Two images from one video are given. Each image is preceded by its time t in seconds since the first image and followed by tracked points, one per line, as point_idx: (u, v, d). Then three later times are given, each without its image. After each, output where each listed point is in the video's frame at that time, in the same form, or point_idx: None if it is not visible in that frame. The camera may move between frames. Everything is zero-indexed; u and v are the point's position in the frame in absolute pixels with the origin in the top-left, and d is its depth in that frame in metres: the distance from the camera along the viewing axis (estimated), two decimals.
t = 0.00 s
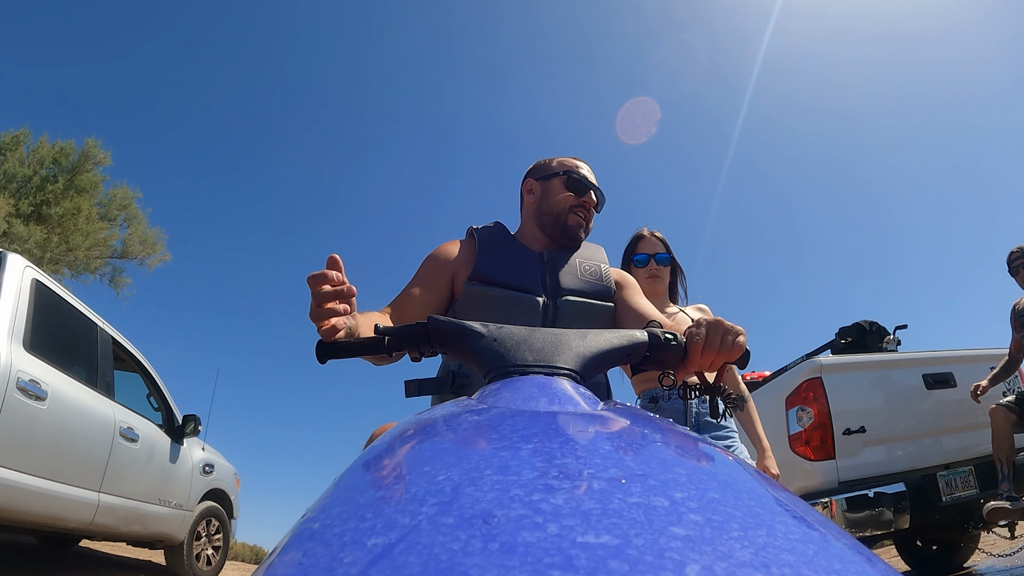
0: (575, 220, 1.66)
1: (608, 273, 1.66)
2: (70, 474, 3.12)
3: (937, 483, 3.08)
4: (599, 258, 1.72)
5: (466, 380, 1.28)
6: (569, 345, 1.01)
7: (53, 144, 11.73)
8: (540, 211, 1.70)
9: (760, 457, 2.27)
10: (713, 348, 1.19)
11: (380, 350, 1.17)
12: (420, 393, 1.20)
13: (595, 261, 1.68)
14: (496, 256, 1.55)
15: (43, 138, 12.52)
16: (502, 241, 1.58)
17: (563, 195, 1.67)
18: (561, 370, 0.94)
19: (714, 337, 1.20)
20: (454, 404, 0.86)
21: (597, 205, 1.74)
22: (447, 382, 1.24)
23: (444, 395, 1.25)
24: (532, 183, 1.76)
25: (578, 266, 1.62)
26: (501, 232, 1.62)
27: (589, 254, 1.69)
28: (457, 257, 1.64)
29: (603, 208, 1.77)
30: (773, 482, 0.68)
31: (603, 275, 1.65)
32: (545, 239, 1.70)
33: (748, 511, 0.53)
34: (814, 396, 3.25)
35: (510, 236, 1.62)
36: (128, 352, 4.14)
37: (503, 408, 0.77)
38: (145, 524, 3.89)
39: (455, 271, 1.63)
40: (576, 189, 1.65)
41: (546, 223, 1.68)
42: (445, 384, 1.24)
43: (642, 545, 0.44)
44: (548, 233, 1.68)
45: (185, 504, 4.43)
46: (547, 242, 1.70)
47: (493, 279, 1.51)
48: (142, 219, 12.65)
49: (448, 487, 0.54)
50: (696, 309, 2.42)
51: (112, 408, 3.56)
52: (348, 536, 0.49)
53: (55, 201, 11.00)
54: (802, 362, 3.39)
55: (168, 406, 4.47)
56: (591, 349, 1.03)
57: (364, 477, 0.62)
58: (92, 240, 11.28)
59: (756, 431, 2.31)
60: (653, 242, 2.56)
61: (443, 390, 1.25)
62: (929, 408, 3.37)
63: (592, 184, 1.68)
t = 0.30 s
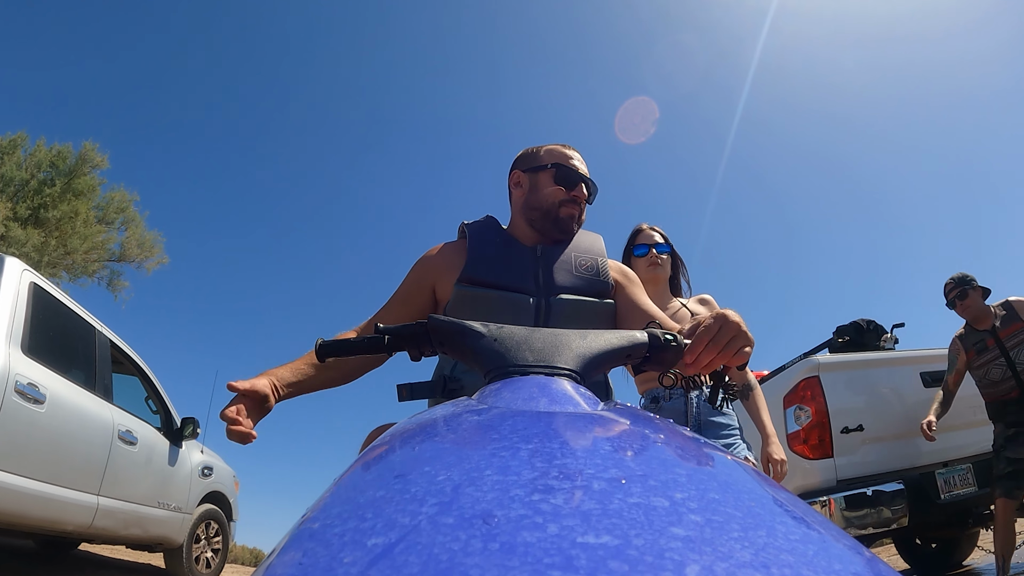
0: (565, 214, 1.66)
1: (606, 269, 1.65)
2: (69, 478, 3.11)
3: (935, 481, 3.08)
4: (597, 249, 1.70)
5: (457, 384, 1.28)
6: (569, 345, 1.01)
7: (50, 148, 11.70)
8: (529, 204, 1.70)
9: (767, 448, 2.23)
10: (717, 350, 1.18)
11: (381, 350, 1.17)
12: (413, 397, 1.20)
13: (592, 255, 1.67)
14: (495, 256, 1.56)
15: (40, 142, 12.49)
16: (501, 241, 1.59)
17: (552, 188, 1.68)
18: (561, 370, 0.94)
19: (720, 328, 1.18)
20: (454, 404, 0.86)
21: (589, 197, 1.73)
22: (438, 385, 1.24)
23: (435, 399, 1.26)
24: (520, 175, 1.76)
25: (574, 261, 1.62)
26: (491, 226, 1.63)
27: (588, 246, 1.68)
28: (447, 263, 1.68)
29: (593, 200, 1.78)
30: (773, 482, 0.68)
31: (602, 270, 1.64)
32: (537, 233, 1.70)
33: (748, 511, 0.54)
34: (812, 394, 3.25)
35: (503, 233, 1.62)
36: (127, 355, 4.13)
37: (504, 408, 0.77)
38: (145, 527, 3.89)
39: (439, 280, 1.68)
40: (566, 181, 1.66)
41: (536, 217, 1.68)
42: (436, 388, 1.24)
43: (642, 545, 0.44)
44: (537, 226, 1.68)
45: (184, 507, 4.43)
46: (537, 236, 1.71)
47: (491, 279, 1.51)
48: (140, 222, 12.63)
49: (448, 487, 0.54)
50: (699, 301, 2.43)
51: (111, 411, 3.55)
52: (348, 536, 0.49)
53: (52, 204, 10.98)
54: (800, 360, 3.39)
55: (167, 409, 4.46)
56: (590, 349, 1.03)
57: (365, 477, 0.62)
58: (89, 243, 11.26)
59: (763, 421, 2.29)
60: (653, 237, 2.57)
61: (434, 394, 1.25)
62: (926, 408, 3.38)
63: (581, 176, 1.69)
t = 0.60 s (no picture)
0: (564, 216, 1.66)
1: (605, 268, 1.64)
2: (70, 476, 3.12)
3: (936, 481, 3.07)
4: (597, 248, 1.69)
5: (455, 387, 1.29)
6: (568, 345, 1.01)
7: (52, 146, 11.71)
8: (527, 204, 1.70)
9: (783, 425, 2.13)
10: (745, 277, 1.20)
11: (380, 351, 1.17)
12: (412, 400, 1.19)
13: (591, 255, 1.66)
14: (494, 257, 1.56)
15: (41, 140, 12.51)
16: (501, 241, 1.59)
17: (551, 190, 1.67)
18: (561, 370, 0.94)
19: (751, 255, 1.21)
20: (453, 404, 0.86)
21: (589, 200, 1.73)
22: (437, 388, 1.23)
23: (433, 401, 1.24)
24: (519, 175, 1.75)
25: (573, 262, 1.62)
26: (488, 225, 1.63)
27: (588, 246, 1.68)
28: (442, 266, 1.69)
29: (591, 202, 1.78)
30: (773, 481, 0.68)
31: (602, 270, 1.64)
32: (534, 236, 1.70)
33: (748, 510, 0.53)
34: (813, 396, 3.21)
35: (501, 232, 1.62)
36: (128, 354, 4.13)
37: (503, 408, 0.77)
38: (146, 525, 3.89)
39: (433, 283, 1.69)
40: (565, 184, 1.65)
41: (535, 220, 1.68)
42: (434, 391, 1.23)
43: (642, 545, 0.44)
44: (535, 227, 1.68)
45: (184, 505, 4.42)
46: (533, 237, 1.70)
47: (490, 280, 1.52)
48: (141, 220, 12.64)
49: (448, 487, 0.54)
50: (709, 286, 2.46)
51: (111, 409, 3.56)
52: (348, 537, 0.49)
53: (54, 203, 10.99)
54: (801, 361, 3.39)
55: (167, 408, 4.46)
56: (590, 348, 1.03)
57: (365, 477, 0.62)
58: (90, 242, 11.27)
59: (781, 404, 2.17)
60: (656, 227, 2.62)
61: (433, 396, 1.24)
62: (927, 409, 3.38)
63: (581, 179, 1.69)
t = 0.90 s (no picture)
0: (569, 219, 1.67)
1: (601, 271, 1.65)
2: (70, 474, 3.12)
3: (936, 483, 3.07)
4: (593, 251, 1.70)
5: (452, 389, 1.32)
6: (569, 345, 1.01)
7: (53, 144, 11.72)
8: (532, 205, 1.69)
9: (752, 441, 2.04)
10: (705, 347, 1.19)
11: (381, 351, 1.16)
12: (409, 401, 1.19)
13: (587, 258, 1.66)
14: (495, 257, 1.56)
15: (42, 138, 12.53)
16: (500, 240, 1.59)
17: (558, 192, 1.67)
18: (561, 370, 0.94)
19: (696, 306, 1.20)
20: (452, 404, 0.86)
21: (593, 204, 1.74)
22: (432, 390, 1.23)
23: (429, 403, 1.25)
24: (524, 175, 1.73)
25: (569, 264, 1.62)
26: (485, 226, 1.64)
27: (585, 249, 1.69)
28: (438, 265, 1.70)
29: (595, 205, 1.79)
30: (772, 481, 0.68)
31: (598, 272, 1.64)
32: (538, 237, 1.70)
33: (748, 510, 0.53)
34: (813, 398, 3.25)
35: (496, 234, 1.62)
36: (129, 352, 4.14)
37: (503, 408, 0.77)
38: (146, 524, 3.90)
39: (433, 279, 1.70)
40: (572, 187, 1.65)
41: (539, 220, 1.68)
42: (429, 393, 1.23)
43: (642, 545, 0.44)
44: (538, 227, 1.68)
45: (185, 504, 4.42)
46: (536, 237, 1.71)
47: (489, 280, 1.52)
48: (142, 219, 12.66)
49: (448, 487, 0.54)
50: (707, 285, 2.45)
51: (112, 408, 3.56)
52: (347, 537, 0.49)
53: (55, 201, 11.00)
54: (802, 362, 3.39)
55: (167, 407, 4.46)
56: (590, 349, 1.03)
57: (365, 477, 0.62)
58: (91, 240, 11.28)
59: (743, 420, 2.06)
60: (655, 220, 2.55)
61: (429, 397, 1.23)
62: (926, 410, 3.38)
63: (588, 183, 1.68)
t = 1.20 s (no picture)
0: (562, 212, 1.67)
1: (605, 269, 1.65)
2: (70, 473, 3.12)
3: (936, 485, 3.08)
4: (597, 248, 1.70)
5: (452, 393, 1.32)
6: (569, 345, 1.01)
7: (54, 143, 11.73)
8: (524, 200, 1.69)
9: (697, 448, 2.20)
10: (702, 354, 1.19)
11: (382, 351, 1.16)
12: (407, 404, 1.19)
13: (590, 255, 1.66)
14: (496, 256, 1.56)
15: (43, 137, 12.54)
16: (499, 239, 1.60)
17: (549, 185, 1.67)
18: (561, 370, 0.94)
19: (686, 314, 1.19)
20: (452, 404, 0.86)
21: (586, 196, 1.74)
22: (432, 394, 1.23)
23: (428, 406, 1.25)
24: (513, 172, 1.75)
25: (573, 262, 1.62)
26: (483, 221, 1.64)
27: (587, 245, 1.68)
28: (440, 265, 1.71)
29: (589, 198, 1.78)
30: (772, 481, 0.68)
31: (601, 271, 1.64)
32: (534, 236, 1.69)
33: (748, 510, 0.53)
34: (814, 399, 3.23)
35: (493, 231, 1.62)
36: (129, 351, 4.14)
37: (503, 408, 0.77)
38: (146, 523, 3.90)
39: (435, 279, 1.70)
40: (563, 179, 1.66)
41: (533, 217, 1.67)
42: (430, 396, 1.23)
43: (642, 545, 0.44)
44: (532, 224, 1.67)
45: (185, 503, 4.43)
46: (532, 234, 1.70)
47: (490, 281, 1.52)
48: (143, 218, 12.67)
49: (448, 487, 0.54)
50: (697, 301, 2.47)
51: (113, 406, 3.56)
52: (347, 537, 0.49)
53: (56, 199, 11.02)
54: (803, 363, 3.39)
55: (168, 406, 4.46)
56: (590, 349, 1.03)
57: (366, 476, 0.62)
58: (92, 239, 11.29)
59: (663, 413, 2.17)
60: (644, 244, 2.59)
61: (429, 400, 1.23)
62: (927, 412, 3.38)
63: (578, 174, 1.69)
